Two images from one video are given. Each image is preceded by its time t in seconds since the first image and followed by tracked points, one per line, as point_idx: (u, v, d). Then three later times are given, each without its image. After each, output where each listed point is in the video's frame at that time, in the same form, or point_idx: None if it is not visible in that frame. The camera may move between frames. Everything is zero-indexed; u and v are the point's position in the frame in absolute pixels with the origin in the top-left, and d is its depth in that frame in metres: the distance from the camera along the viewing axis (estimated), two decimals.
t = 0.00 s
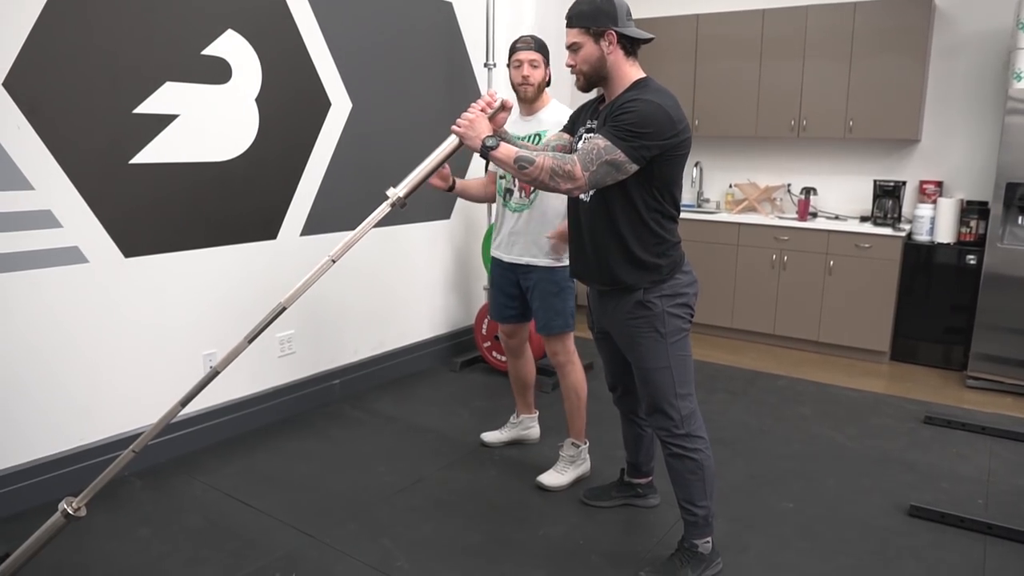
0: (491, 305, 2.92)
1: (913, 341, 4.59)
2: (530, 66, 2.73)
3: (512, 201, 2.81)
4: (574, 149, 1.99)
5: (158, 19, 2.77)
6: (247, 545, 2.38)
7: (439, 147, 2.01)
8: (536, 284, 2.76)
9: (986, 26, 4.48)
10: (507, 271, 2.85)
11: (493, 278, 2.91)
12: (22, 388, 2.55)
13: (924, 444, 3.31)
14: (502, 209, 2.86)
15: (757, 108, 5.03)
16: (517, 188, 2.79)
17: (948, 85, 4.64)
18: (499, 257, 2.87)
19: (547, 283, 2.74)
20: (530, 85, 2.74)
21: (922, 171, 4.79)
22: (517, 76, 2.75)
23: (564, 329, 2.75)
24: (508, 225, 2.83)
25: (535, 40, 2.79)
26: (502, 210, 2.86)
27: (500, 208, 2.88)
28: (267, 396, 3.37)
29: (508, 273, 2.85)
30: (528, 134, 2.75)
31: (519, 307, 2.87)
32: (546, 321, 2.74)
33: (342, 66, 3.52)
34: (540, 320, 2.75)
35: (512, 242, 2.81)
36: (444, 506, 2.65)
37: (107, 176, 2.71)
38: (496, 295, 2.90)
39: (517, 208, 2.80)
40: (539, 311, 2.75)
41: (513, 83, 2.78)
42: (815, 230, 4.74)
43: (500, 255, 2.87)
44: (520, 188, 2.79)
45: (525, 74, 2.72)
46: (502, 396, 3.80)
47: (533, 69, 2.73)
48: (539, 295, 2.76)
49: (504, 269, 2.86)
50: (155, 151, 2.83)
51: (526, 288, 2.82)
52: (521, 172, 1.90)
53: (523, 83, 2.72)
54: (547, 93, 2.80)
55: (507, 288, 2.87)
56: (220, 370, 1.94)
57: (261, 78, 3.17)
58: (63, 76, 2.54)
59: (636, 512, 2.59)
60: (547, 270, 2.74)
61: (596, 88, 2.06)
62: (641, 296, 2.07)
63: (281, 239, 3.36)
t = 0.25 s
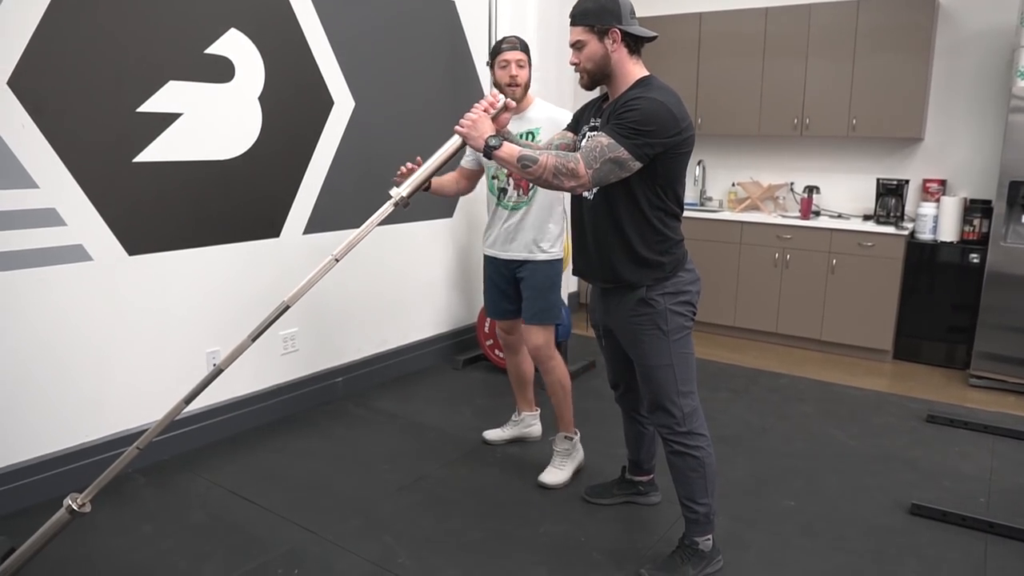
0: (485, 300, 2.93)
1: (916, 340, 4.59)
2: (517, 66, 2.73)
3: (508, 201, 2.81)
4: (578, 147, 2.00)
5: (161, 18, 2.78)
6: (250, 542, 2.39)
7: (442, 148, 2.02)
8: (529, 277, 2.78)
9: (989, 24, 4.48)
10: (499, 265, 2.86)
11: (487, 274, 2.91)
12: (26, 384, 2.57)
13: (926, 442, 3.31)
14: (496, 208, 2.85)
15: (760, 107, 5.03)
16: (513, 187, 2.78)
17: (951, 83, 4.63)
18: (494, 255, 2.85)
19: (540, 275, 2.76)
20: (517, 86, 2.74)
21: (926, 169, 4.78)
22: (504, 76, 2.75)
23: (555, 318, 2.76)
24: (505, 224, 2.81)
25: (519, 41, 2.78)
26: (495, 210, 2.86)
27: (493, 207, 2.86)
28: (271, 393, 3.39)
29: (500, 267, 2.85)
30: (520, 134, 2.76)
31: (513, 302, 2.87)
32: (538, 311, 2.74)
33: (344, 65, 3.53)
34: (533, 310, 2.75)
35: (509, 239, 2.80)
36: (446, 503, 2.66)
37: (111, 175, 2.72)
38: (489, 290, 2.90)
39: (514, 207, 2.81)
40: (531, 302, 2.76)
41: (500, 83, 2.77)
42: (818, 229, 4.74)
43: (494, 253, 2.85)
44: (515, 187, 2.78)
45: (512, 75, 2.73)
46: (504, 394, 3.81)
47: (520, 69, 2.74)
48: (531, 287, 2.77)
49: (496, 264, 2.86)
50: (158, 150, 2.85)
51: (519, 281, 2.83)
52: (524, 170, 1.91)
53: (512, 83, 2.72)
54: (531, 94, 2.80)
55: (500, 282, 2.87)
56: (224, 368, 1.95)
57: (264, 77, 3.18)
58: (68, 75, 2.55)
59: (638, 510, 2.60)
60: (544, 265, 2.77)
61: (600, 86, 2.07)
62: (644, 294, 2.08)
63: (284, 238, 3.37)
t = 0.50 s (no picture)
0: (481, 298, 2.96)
1: (920, 338, 4.58)
2: (511, 64, 2.75)
3: (508, 198, 2.79)
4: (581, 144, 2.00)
5: (165, 14, 2.79)
6: (254, 535, 2.41)
7: (445, 145, 2.03)
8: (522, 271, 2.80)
9: (995, 21, 4.46)
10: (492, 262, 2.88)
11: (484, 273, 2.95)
12: (32, 379, 2.59)
13: (929, 440, 3.31)
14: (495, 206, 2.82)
15: (764, 104, 5.02)
16: (513, 183, 2.77)
17: (957, 80, 4.61)
18: (495, 253, 2.83)
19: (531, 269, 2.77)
20: (511, 83, 2.76)
21: (931, 166, 4.77)
22: (497, 74, 2.77)
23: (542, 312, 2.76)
24: (507, 220, 2.79)
25: (512, 38, 2.79)
26: (494, 207, 2.83)
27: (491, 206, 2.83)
28: (274, 389, 3.40)
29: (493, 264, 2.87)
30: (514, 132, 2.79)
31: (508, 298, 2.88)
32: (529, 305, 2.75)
33: (348, 62, 3.53)
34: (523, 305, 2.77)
35: (511, 236, 2.79)
36: (448, 498, 2.68)
37: (116, 171, 2.74)
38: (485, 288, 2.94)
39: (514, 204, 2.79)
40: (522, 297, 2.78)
41: (493, 80, 2.79)
42: (822, 226, 4.73)
43: (496, 251, 2.83)
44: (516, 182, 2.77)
45: (505, 72, 2.75)
46: (508, 390, 3.82)
47: (513, 66, 2.76)
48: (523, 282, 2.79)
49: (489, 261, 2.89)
50: (163, 146, 2.86)
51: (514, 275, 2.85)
52: (528, 168, 1.92)
53: (506, 81, 2.75)
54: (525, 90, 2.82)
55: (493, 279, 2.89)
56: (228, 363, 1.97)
57: (269, 74, 3.19)
58: (73, 72, 2.57)
59: (639, 506, 2.61)
60: (545, 258, 2.77)
61: (604, 82, 2.07)
62: (646, 290, 2.09)
63: (288, 234, 3.39)
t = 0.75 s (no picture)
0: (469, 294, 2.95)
1: (924, 333, 4.58)
2: (514, 53, 2.74)
3: (505, 192, 2.74)
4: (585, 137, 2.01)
5: (169, 7, 2.79)
6: (257, 526, 2.42)
7: (448, 139, 2.03)
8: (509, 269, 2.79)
9: (1002, 15, 4.44)
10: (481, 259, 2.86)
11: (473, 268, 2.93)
12: (37, 370, 2.61)
13: (931, 434, 3.31)
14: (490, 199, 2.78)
15: (768, 97, 5.01)
16: (510, 178, 2.72)
17: (962, 75, 4.59)
18: (489, 248, 2.79)
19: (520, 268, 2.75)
20: (513, 72, 2.75)
21: (935, 161, 4.76)
22: (501, 62, 2.76)
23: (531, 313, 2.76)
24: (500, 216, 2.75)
25: (517, 27, 2.77)
26: (487, 201, 2.79)
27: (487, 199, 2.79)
28: (277, 381, 3.41)
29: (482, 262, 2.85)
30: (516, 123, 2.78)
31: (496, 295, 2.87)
32: (520, 305, 2.76)
33: (352, 54, 3.53)
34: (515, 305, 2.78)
35: (506, 231, 2.75)
36: (450, 490, 2.69)
37: (121, 163, 2.75)
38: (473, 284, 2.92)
39: (511, 198, 2.74)
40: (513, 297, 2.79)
41: (496, 69, 2.79)
42: (826, 220, 4.73)
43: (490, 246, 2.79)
44: (514, 178, 2.72)
45: (508, 61, 2.74)
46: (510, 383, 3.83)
47: (517, 56, 2.75)
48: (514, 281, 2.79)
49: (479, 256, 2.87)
50: (167, 138, 2.87)
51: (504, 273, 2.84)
52: (531, 161, 1.93)
53: (509, 71, 2.75)
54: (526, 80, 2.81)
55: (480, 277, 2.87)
56: (231, 355, 1.98)
57: (272, 66, 3.20)
58: (78, 64, 2.57)
59: (641, 498, 2.62)
60: (539, 256, 2.74)
61: (608, 75, 2.07)
62: (647, 283, 2.09)
63: (291, 226, 3.40)
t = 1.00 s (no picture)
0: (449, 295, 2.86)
1: (924, 334, 4.58)
2: (524, 48, 2.69)
3: (505, 189, 2.73)
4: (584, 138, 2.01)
5: (172, 6, 2.80)
6: (257, 524, 2.43)
7: (448, 137, 2.04)
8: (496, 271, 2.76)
9: (1003, 17, 4.44)
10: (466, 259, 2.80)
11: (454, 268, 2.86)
12: (39, 368, 2.61)
13: (930, 435, 3.31)
14: (488, 195, 2.75)
15: (769, 98, 5.01)
16: (512, 176, 2.71)
17: (964, 76, 4.60)
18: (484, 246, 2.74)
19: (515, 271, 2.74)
20: (521, 66, 2.70)
21: (936, 162, 4.76)
22: (509, 55, 2.70)
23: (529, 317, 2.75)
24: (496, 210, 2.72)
25: (528, 21, 2.74)
26: (485, 196, 2.76)
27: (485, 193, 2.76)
28: (277, 379, 3.42)
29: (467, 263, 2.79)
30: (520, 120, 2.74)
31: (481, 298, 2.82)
32: (517, 309, 2.75)
33: (354, 53, 3.54)
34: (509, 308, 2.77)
35: (504, 231, 2.70)
36: (450, 488, 2.70)
37: (123, 162, 2.76)
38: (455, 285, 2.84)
39: (511, 196, 2.73)
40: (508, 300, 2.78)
41: (502, 62, 2.72)
42: (826, 221, 4.73)
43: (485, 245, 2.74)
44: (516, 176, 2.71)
45: (517, 54, 2.69)
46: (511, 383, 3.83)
47: (526, 51, 2.70)
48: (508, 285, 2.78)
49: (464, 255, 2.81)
50: (169, 137, 2.87)
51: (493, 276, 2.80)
52: (530, 161, 1.94)
53: (519, 66, 2.69)
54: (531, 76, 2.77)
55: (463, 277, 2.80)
56: (232, 352, 1.99)
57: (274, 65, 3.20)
58: (80, 63, 2.58)
59: (640, 498, 2.62)
60: (537, 259, 2.73)
61: (609, 75, 2.07)
62: (646, 283, 2.10)
63: (293, 225, 3.40)
